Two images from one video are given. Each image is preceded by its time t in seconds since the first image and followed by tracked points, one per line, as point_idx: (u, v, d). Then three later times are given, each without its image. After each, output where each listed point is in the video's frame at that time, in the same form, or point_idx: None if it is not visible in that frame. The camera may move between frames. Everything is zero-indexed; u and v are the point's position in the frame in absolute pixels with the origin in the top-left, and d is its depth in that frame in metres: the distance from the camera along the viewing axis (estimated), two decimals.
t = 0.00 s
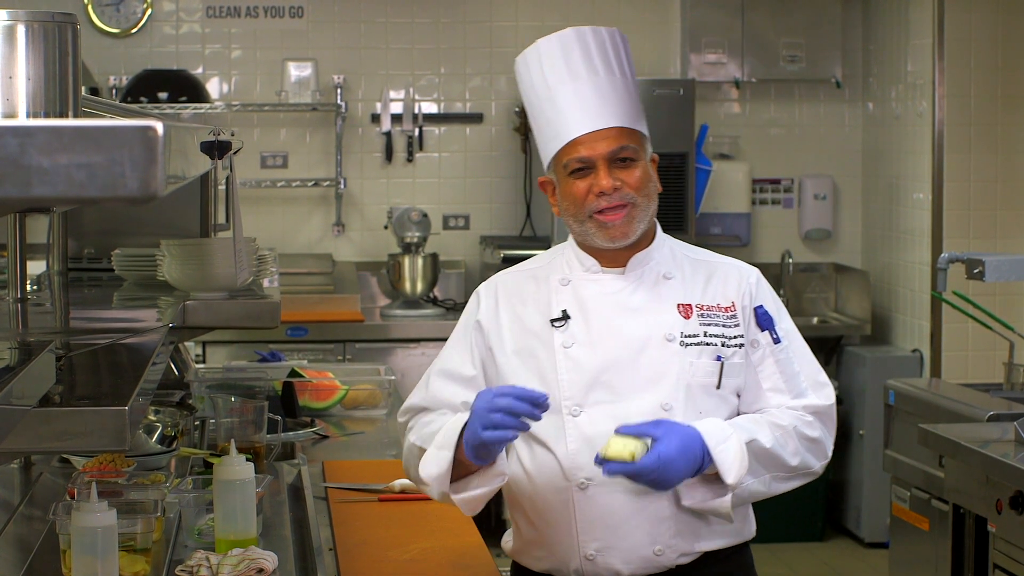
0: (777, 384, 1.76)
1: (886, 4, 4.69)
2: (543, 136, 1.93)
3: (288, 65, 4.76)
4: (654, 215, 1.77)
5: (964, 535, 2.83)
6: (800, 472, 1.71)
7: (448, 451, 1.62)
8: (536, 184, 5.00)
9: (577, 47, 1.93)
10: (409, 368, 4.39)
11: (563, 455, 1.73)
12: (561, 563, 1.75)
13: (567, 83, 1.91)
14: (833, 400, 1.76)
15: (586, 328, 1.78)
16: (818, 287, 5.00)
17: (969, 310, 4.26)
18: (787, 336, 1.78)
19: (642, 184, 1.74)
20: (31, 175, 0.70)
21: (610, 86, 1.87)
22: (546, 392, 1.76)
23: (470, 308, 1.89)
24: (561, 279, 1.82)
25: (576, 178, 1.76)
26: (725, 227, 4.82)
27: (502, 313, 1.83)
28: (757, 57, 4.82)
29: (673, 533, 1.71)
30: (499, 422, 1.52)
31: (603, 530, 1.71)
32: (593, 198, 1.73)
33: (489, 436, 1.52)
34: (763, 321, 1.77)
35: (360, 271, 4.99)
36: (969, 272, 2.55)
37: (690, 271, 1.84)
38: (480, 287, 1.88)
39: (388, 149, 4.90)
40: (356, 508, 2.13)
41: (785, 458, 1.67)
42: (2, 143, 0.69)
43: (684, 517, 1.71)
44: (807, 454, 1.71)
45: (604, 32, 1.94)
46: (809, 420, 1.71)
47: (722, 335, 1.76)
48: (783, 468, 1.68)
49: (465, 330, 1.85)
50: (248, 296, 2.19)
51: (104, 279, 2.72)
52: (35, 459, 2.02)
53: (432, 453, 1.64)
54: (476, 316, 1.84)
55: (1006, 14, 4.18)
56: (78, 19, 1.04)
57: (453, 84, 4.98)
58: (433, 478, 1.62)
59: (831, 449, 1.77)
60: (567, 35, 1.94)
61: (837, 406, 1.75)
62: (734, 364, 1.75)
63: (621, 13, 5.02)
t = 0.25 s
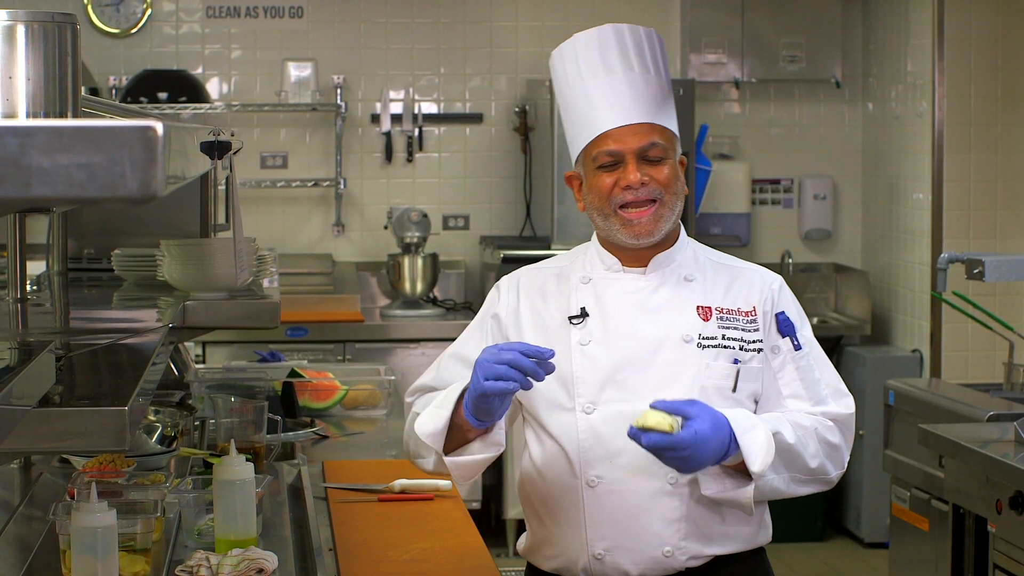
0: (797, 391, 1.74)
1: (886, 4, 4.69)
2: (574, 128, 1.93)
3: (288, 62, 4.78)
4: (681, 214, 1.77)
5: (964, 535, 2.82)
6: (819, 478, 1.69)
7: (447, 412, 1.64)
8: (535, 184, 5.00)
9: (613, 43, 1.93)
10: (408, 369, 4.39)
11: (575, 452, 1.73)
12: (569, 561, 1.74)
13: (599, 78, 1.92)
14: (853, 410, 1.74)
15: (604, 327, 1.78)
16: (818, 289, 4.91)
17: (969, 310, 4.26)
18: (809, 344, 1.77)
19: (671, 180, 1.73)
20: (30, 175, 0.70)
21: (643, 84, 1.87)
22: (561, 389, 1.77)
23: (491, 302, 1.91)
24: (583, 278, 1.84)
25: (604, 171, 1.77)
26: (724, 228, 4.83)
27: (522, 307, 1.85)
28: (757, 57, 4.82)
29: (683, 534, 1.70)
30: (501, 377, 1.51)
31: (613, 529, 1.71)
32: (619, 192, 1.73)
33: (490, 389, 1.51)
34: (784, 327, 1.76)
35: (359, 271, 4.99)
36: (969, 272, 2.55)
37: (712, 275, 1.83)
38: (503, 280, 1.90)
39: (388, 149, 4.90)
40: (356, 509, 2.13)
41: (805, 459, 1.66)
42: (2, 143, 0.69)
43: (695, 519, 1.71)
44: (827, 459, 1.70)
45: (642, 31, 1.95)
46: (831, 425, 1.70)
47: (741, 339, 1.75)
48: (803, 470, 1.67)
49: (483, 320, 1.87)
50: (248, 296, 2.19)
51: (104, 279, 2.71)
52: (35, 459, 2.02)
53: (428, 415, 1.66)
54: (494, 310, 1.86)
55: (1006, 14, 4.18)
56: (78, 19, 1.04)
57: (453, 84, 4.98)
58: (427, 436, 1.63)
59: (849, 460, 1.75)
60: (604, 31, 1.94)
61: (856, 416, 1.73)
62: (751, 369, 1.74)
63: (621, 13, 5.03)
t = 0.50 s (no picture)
0: (802, 394, 1.74)
1: (886, 5, 4.70)
2: (586, 125, 1.93)
3: (288, 65, 4.76)
4: (688, 214, 1.77)
5: (964, 535, 2.83)
6: (824, 482, 1.70)
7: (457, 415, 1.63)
8: (535, 184, 5.00)
9: (630, 43, 1.93)
10: (408, 369, 4.39)
11: (575, 452, 1.73)
12: (569, 562, 1.75)
13: (614, 75, 1.92)
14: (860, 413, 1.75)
15: (607, 327, 1.78)
16: (818, 289, 4.90)
17: (969, 311, 4.26)
18: (816, 346, 1.76)
19: (680, 178, 1.74)
20: (30, 176, 0.70)
21: (658, 83, 1.88)
22: (564, 389, 1.77)
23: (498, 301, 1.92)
24: (588, 278, 1.83)
25: (614, 165, 1.77)
26: (724, 228, 4.83)
27: (528, 307, 1.85)
28: (757, 57, 4.83)
29: (684, 535, 1.70)
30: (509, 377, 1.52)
31: (613, 530, 1.71)
32: (629, 185, 1.74)
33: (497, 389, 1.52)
34: (790, 330, 1.76)
35: (359, 272, 4.99)
36: (969, 272, 2.55)
37: (719, 276, 1.83)
38: (511, 280, 1.91)
39: (388, 149, 4.90)
40: (356, 509, 2.13)
41: (810, 464, 1.67)
42: (2, 143, 0.69)
43: (697, 520, 1.71)
44: (832, 462, 1.70)
45: (660, 32, 1.95)
46: (836, 429, 1.70)
47: (745, 340, 1.75)
48: (808, 474, 1.68)
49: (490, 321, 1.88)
50: (249, 297, 2.19)
51: (104, 279, 2.71)
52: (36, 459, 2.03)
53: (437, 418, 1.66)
54: (501, 310, 1.87)
55: (1005, 14, 4.18)
56: (78, 19, 1.04)
57: (453, 85, 4.98)
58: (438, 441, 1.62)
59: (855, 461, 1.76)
60: (621, 29, 1.94)
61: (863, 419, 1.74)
62: (755, 370, 1.74)
63: (621, 14, 5.03)
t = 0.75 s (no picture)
0: (798, 394, 1.74)
1: (886, 5, 4.70)
2: (585, 125, 1.93)
3: (288, 65, 4.75)
4: (687, 216, 1.77)
5: (964, 535, 2.83)
6: (814, 485, 1.70)
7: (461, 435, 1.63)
8: (535, 185, 5.00)
9: (630, 42, 1.93)
10: (408, 369, 4.39)
11: (574, 451, 1.73)
12: (569, 563, 1.75)
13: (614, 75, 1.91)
14: (853, 414, 1.74)
15: (605, 328, 1.78)
16: (818, 289, 4.93)
17: (969, 311, 4.26)
18: (812, 346, 1.76)
19: (679, 180, 1.74)
20: (31, 176, 0.70)
21: (658, 83, 1.88)
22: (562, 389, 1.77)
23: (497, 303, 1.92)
24: (586, 278, 1.84)
25: (613, 167, 1.77)
26: (724, 228, 4.83)
27: (526, 309, 1.85)
28: (757, 57, 4.82)
29: (683, 535, 1.70)
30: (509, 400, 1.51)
31: (613, 530, 1.71)
32: (628, 188, 1.73)
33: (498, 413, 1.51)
34: (787, 330, 1.76)
35: (359, 272, 5.00)
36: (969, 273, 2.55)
37: (717, 276, 1.83)
38: (510, 281, 1.91)
39: (388, 149, 4.90)
40: (356, 509, 2.13)
41: (798, 469, 1.66)
42: (2, 143, 0.69)
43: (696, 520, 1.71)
44: (823, 465, 1.70)
45: (660, 32, 1.95)
46: (828, 432, 1.69)
47: (742, 340, 1.75)
48: (796, 479, 1.67)
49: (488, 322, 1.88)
50: (248, 297, 2.19)
51: (104, 279, 2.71)
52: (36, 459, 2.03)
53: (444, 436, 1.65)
54: (500, 312, 1.87)
55: (1005, 14, 4.18)
56: (78, 20, 1.04)
57: (453, 85, 4.98)
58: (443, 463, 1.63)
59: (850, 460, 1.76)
60: (621, 29, 1.94)
61: (856, 420, 1.73)
62: (752, 370, 1.74)
63: (621, 14, 5.03)
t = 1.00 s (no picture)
0: (798, 384, 1.72)
1: (886, 5, 4.70)
2: (571, 131, 1.93)
3: (287, 63, 4.81)
4: (681, 206, 1.76)
5: (964, 535, 2.83)
6: (825, 468, 1.67)
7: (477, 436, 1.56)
8: (535, 185, 5.00)
9: (608, 47, 1.94)
10: (408, 370, 4.39)
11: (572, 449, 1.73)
12: (567, 563, 1.75)
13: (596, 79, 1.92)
14: (858, 398, 1.72)
15: (602, 327, 1.79)
16: (818, 289, 4.93)
17: (969, 311, 4.26)
18: (809, 337, 1.75)
19: (670, 173, 1.73)
20: (30, 176, 0.70)
21: (640, 83, 1.88)
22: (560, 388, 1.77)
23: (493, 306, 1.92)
24: (582, 278, 1.84)
25: (603, 166, 1.77)
26: (724, 228, 4.83)
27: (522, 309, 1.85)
28: (757, 58, 4.82)
29: (682, 533, 1.70)
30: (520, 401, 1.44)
31: (611, 529, 1.71)
32: (619, 184, 1.73)
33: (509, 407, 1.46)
34: (782, 323, 1.75)
35: (359, 273, 5.00)
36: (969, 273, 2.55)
37: (712, 272, 1.83)
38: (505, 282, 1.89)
39: (388, 149, 4.90)
40: (356, 509, 2.13)
41: (806, 452, 1.64)
42: (3, 144, 0.69)
43: (695, 517, 1.71)
44: (832, 449, 1.67)
45: (637, 34, 1.96)
46: (832, 415, 1.68)
47: (739, 337, 1.75)
48: (805, 461, 1.64)
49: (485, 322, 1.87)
50: (248, 297, 2.19)
51: (104, 280, 2.71)
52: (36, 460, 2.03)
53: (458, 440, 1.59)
54: (497, 309, 1.86)
55: (1005, 15, 4.18)
56: (78, 20, 1.04)
57: (453, 85, 4.98)
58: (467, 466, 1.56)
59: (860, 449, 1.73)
60: (597, 35, 1.95)
61: (861, 404, 1.71)
62: (750, 367, 1.74)
63: (621, 15, 5.03)
